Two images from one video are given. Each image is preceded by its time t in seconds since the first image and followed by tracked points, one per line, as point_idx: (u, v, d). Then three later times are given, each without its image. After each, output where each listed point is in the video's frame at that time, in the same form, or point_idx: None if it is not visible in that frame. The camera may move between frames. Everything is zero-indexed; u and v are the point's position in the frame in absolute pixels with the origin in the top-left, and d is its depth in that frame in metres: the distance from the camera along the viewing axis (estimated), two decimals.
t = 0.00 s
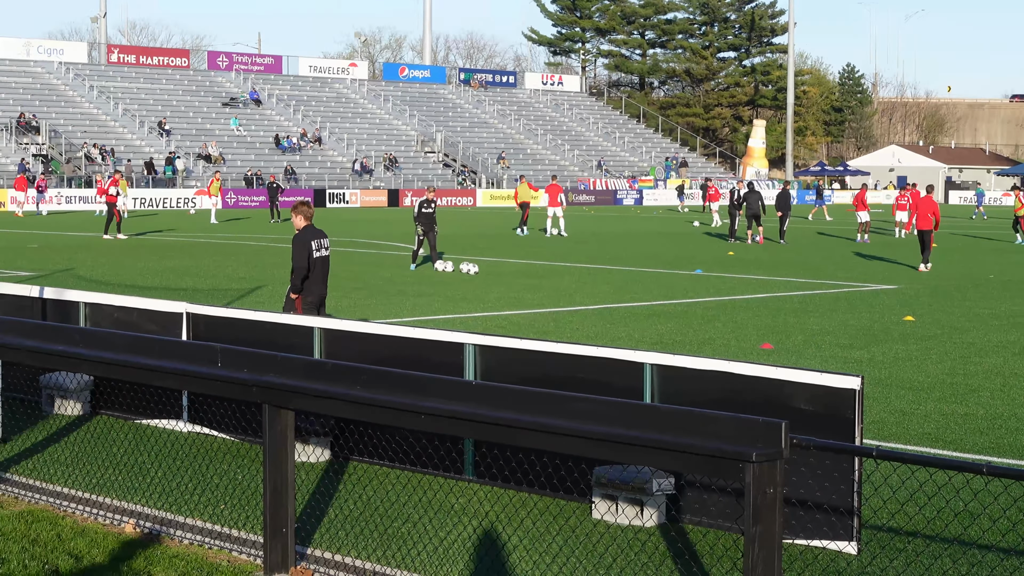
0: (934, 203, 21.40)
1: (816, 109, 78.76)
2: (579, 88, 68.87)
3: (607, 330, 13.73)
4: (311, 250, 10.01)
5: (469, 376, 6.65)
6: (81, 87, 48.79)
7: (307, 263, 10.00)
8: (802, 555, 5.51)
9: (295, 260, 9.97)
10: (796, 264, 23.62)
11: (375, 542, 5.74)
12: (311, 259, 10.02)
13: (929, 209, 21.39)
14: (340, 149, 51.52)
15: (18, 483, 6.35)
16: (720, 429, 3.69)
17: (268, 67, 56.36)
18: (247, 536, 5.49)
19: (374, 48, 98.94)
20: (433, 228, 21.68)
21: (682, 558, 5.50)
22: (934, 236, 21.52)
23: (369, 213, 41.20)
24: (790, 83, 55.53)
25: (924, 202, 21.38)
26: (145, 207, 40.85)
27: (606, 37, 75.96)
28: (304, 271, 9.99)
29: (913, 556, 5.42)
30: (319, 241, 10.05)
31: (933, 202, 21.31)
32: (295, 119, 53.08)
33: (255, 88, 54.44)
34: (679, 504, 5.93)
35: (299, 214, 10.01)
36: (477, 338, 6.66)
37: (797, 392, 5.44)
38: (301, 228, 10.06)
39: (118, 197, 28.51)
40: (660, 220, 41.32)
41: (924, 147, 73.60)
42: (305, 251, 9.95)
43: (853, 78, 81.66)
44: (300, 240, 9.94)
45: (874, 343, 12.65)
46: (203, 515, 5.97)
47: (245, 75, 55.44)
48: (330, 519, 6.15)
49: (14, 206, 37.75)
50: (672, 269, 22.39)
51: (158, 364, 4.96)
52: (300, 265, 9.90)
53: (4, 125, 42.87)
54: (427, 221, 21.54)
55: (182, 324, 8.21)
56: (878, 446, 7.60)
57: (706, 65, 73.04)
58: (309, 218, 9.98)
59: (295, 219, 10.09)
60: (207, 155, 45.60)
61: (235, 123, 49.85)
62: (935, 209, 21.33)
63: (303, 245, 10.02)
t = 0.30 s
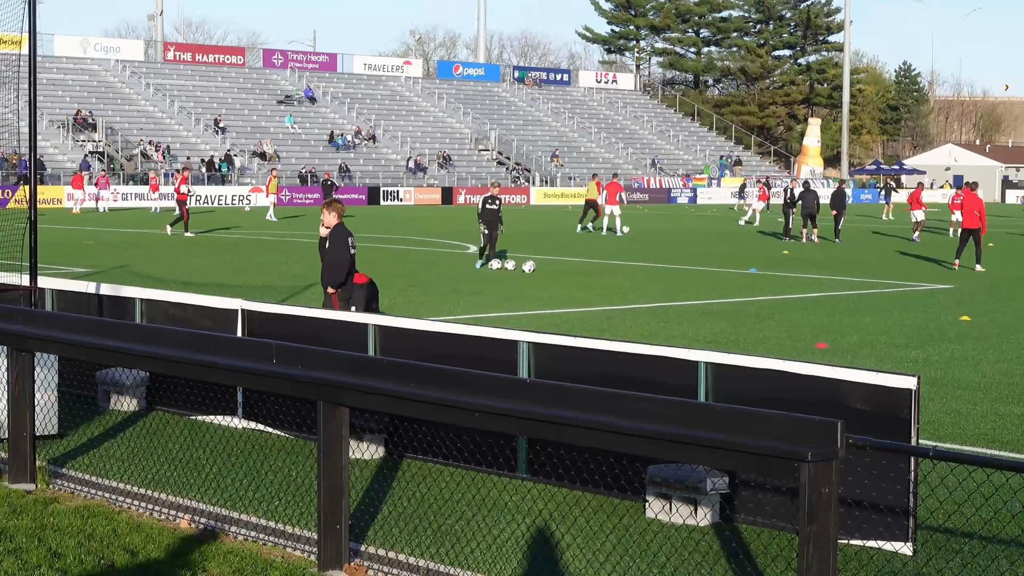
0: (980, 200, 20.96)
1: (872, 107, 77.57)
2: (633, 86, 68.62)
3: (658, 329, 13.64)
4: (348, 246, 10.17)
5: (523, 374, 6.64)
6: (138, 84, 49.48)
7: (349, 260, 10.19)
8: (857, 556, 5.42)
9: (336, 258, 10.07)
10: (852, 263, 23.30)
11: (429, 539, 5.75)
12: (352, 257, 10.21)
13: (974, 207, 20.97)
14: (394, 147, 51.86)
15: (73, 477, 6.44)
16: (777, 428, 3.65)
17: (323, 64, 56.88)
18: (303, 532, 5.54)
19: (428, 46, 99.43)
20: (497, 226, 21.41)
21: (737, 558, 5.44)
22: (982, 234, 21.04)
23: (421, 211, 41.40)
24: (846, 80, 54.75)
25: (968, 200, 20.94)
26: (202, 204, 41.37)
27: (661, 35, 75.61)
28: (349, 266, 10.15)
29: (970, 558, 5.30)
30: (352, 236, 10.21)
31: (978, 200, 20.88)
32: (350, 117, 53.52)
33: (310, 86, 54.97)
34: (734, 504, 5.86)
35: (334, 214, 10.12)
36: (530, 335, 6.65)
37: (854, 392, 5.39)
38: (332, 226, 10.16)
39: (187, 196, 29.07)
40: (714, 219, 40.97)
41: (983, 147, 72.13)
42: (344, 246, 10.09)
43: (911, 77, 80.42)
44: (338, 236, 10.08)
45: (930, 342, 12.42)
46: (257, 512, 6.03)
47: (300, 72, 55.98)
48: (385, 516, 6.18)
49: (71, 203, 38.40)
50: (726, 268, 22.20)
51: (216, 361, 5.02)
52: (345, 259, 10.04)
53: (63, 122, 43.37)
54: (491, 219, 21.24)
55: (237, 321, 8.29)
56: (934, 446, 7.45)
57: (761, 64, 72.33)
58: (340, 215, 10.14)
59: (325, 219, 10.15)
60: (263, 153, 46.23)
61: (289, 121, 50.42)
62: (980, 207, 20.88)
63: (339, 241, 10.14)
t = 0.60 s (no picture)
0: (1007, 198, 20.60)
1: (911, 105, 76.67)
2: (670, 83, 68.30)
3: (694, 327, 13.56)
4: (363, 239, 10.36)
5: (559, 372, 6.63)
6: (177, 82, 49.94)
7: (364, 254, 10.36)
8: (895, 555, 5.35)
9: (355, 252, 10.28)
10: (889, 262, 23.00)
11: (464, 536, 5.75)
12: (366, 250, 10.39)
13: (1002, 205, 20.64)
14: (431, 144, 52.04)
15: (111, 472, 6.52)
16: (814, 427, 3.61)
17: (360, 62, 57.12)
18: (339, 529, 5.57)
19: (465, 43, 99.59)
20: (541, 226, 21.26)
21: (774, 557, 5.41)
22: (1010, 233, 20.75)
23: (457, 209, 41.45)
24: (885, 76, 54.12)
25: (995, 198, 20.60)
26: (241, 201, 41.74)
27: (698, 32, 75.23)
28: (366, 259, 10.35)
29: (1010, 558, 5.22)
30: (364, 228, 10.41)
31: (1005, 197, 20.55)
32: (387, 114, 53.74)
33: (347, 83, 55.24)
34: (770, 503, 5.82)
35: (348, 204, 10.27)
36: (565, 332, 6.64)
37: (891, 391, 5.34)
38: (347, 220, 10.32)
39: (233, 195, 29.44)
40: (751, 217, 40.66)
41: None
42: (361, 239, 10.30)
43: (951, 74, 79.45)
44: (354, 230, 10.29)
45: (969, 341, 12.25)
46: (294, 509, 6.06)
47: (337, 70, 56.29)
48: (420, 512, 6.19)
49: (110, 199, 38.86)
50: (763, 266, 22.03)
51: (254, 358, 5.05)
52: (364, 255, 10.25)
53: (101, 119, 43.78)
54: (535, 218, 21.08)
55: (274, 318, 8.34)
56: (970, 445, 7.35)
57: (799, 61, 71.71)
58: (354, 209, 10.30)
59: (340, 213, 10.27)
60: (301, 151, 46.67)
61: (327, 118, 50.75)
62: (1008, 205, 20.55)
63: (354, 235, 10.34)
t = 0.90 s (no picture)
0: None
1: (946, 103, 75.79)
2: (703, 81, 67.92)
3: (728, 326, 13.46)
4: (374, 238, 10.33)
5: (591, 370, 6.62)
6: (212, 80, 50.33)
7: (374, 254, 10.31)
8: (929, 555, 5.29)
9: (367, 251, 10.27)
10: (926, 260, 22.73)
11: (496, 534, 5.74)
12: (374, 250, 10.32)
13: None
14: (464, 142, 52.17)
15: (145, 470, 6.57)
16: (847, 427, 3.58)
17: (394, 60, 57.33)
18: (373, 527, 5.58)
19: (498, 42, 99.67)
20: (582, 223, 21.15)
21: (808, 556, 5.36)
22: None
23: (488, 207, 41.46)
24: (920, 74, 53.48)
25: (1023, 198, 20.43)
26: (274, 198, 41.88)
27: (732, 30, 74.80)
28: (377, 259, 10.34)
29: None
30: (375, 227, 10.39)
31: None
32: (421, 112, 53.89)
33: (380, 81, 55.41)
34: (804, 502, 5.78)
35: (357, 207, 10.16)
36: (598, 330, 6.63)
37: (926, 390, 5.29)
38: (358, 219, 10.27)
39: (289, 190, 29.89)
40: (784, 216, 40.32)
41: None
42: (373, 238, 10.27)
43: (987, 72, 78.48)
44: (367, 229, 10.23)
45: (1007, 341, 12.08)
46: (328, 507, 6.08)
47: (371, 68, 56.49)
48: (453, 509, 6.20)
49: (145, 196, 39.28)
50: (798, 264, 21.84)
51: (288, 356, 5.08)
52: (376, 254, 10.24)
53: (136, 117, 44.13)
54: (576, 215, 20.95)
55: (307, 315, 8.39)
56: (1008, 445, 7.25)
57: (833, 59, 71.09)
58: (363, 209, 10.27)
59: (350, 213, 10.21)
60: (333, 149, 46.90)
61: (361, 116, 51.02)
62: None
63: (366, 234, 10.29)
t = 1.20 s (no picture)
0: None
1: (979, 101, 74.91)
2: (735, 79, 67.54)
3: (760, 325, 13.36)
4: (375, 239, 10.00)
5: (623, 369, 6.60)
6: (243, 80, 50.68)
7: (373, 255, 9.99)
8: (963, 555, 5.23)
9: (363, 253, 9.92)
10: (961, 259, 22.45)
11: (527, 532, 5.73)
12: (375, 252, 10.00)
13: None
14: (495, 141, 52.22)
15: (178, 468, 6.63)
16: (881, 425, 3.54)
17: (426, 59, 57.49)
18: (404, 525, 5.60)
19: (529, 41, 99.71)
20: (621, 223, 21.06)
21: (840, 555, 5.32)
22: None
23: (518, 206, 41.45)
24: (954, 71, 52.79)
25: None
26: (304, 196, 42.13)
27: (764, 28, 74.35)
28: (374, 261, 9.99)
29: None
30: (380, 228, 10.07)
31: None
32: (452, 111, 54.01)
33: (411, 80, 55.57)
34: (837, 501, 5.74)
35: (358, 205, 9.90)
36: (631, 329, 6.61)
37: (960, 389, 5.24)
38: (359, 219, 9.98)
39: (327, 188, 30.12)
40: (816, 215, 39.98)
41: None
42: (373, 239, 9.92)
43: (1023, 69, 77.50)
44: (367, 230, 9.89)
45: None
46: (359, 504, 6.10)
47: (402, 67, 56.64)
48: (484, 507, 6.20)
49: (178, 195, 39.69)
50: (831, 263, 21.65)
51: (320, 354, 5.10)
52: (372, 256, 9.88)
53: (169, 117, 44.45)
54: (615, 214, 20.85)
55: (340, 314, 8.43)
56: None
57: (865, 57, 70.48)
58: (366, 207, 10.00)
59: (350, 211, 9.93)
60: (364, 147, 46.95)
61: (392, 115, 51.22)
62: None
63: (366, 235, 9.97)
